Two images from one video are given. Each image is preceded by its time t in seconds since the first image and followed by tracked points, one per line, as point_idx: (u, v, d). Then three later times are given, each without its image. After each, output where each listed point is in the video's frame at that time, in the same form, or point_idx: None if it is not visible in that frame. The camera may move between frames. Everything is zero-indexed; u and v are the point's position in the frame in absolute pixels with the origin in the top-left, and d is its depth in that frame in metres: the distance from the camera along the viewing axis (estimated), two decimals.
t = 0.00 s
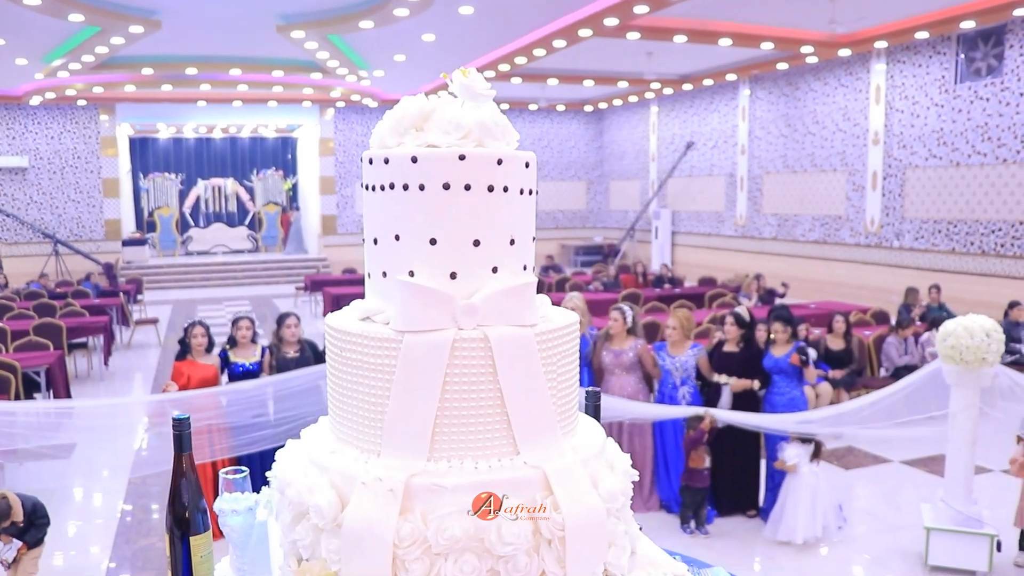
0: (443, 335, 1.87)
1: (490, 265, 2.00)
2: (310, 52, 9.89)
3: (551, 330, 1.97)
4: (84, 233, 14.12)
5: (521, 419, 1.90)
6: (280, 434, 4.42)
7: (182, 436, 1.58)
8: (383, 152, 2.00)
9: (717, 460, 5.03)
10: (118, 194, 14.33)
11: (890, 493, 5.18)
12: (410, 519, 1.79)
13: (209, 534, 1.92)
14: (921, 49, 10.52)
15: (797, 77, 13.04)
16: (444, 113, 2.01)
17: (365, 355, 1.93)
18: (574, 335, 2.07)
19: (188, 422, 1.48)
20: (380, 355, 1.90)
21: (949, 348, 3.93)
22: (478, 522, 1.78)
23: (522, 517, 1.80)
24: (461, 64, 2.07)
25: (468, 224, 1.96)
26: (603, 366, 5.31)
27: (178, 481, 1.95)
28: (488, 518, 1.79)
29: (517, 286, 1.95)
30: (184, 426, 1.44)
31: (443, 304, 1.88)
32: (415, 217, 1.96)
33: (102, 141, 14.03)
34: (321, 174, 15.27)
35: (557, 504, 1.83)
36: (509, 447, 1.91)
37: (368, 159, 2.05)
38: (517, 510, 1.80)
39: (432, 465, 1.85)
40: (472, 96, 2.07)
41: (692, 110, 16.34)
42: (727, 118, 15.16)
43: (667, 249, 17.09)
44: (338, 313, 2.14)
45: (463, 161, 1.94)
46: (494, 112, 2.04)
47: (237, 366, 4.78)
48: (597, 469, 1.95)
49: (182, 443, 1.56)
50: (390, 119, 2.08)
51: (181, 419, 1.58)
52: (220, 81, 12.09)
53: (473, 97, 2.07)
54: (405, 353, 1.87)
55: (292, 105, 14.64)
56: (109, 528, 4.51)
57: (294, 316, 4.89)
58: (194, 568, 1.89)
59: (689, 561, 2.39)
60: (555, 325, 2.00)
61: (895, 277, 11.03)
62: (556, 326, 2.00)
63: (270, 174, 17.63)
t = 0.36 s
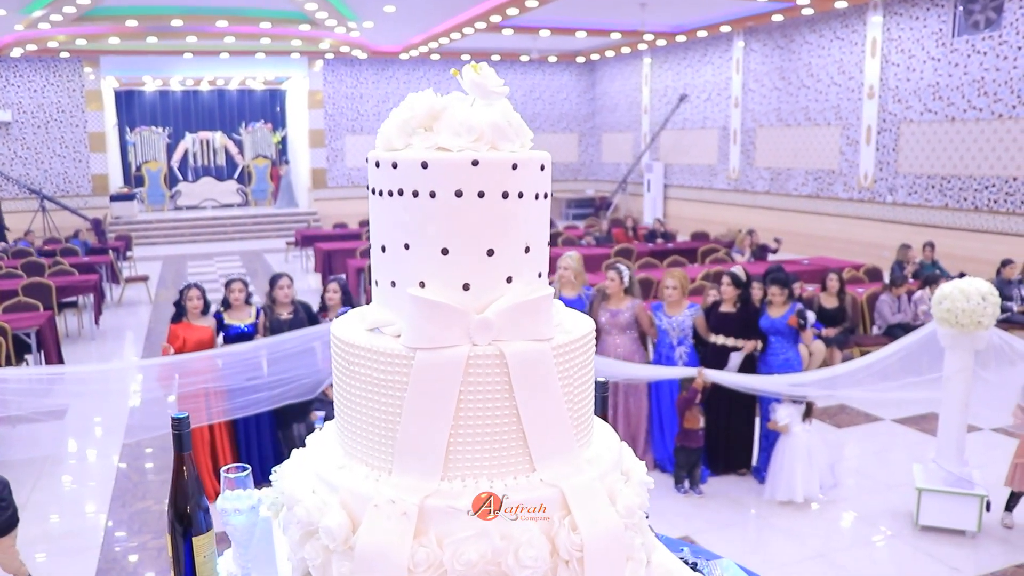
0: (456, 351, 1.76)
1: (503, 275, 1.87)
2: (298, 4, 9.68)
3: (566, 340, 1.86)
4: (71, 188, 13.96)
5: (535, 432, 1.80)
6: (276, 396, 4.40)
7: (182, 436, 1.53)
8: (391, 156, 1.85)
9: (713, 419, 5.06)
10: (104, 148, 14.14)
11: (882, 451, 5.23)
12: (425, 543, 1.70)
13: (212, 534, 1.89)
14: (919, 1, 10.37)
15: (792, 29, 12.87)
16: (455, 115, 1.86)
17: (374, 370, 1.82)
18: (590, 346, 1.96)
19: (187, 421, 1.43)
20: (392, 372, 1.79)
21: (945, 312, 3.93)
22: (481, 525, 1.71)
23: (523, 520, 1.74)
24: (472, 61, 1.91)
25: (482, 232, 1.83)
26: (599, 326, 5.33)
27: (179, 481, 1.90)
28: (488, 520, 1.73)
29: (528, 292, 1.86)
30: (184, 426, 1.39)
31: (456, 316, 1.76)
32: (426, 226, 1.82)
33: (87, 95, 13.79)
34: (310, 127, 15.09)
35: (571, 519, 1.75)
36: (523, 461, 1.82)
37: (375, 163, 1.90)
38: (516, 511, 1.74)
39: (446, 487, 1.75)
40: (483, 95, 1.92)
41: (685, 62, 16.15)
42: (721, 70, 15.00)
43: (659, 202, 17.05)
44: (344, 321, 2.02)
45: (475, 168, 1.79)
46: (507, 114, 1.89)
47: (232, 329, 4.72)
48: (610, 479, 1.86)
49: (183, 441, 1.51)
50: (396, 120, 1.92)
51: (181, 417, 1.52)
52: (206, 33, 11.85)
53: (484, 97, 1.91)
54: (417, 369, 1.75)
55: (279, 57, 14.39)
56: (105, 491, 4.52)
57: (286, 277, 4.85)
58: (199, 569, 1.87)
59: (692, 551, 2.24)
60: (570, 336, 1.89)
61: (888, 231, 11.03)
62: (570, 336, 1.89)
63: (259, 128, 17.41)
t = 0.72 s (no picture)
0: (461, 361, 1.58)
1: (509, 282, 1.67)
2: None
3: (577, 346, 1.69)
4: (46, 141, 13.71)
5: (545, 442, 1.63)
6: (268, 354, 4.40)
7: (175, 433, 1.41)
8: (391, 158, 1.64)
9: (704, 376, 5.11)
10: (79, 100, 13.86)
11: (864, 405, 5.29)
12: (434, 563, 1.54)
13: (209, 529, 1.84)
14: None
15: None
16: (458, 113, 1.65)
17: (374, 385, 1.64)
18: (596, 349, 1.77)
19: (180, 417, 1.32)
20: (393, 384, 1.61)
21: (931, 270, 3.94)
22: (480, 527, 1.58)
23: (525, 520, 1.59)
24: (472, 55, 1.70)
25: (489, 239, 1.63)
26: (594, 282, 5.30)
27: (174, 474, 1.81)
28: (489, 520, 1.59)
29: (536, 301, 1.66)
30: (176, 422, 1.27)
31: (462, 325, 1.57)
32: (428, 232, 1.62)
33: (59, 45, 13.45)
34: (289, 77, 14.82)
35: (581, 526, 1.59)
36: (532, 474, 1.65)
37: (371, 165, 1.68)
38: (516, 511, 1.60)
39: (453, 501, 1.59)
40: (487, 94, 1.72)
41: (670, 9, 15.91)
42: (706, 18, 14.79)
43: (643, 152, 16.96)
44: (340, 326, 1.83)
45: (481, 173, 1.59)
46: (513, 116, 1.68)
47: (225, 289, 4.65)
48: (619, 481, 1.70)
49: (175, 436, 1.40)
50: (394, 118, 1.71)
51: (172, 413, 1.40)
52: None
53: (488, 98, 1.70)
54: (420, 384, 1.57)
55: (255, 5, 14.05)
56: (92, 453, 4.50)
57: (277, 235, 4.78)
58: (195, 564, 1.80)
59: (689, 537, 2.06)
60: (578, 342, 1.70)
61: (872, 183, 11.02)
62: (578, 341, 1.71)
63: (238, 77, 17.08)
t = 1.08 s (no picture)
0: (463, 383, 1.52)
1: (510, 299, 1.61)
2: None
3: (579, 361, 1.64)
4: (14, 101, 13.40)
5: (547, 455, 1.58)
6: (252, 321, 4.38)
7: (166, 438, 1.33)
8: (387, 174, 1.55)
9: (687, 339, 5.16)
10: (46, 58, 13.53)
11: (843, 366, 5.36)
12: None
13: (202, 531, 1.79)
14: None
15: None
16: (455, 126, 1.56)
17: (373, 404, 1.57)
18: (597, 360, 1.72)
19: (169, 420, 1.24)
20: (394, 406, 1.55)
21: (910, 236, 3.97)
22: (484, 548, 1.51)
23: (524, 520, 1.56)
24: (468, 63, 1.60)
25: (490, 257, 1.56)
26: (579, 246, 5.32)
27: (166, 476, 1.75)
28: (488, 520, 1.56)
29: (537, 318, 1.59)
30: (165, 427, 1.20)
31: (464, 345, 1.51)
32: (427, 251, 1.55)
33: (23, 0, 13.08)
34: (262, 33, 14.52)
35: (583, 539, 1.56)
36: (536, 490, 1.60)
37: (367, 179, 1.60)
38: (515, 511, 1.58)
39: (456, 521, 1.54)
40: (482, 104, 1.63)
41: None
42: None
43: (621, 108, 16.86)
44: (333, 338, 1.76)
45: (480, 191, 1.51)
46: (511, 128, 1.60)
47: (208, 255, 4.55)
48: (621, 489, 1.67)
49: (163, 440, 1.33)
50: (388, 129, 1.62)
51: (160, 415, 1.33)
52: None
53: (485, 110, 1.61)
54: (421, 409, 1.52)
55: None
56: (73, 422, 4.48)
57: (260, 201, 4.73)
58: (188, 567, 1.76)
59: (677, 524, 2.02)
60: (578, 358, 1.65)
61: (850, 141, 11.04)
62: (580, 357, 1.66)
63: (209, 33, 16.74)
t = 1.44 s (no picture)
0: (475, 406, 1.44)
1: (522, 317, 1.52)
2: None
3: (591, 377, 1.56)
4: None
5: (559, 471, 1.51)
6: (236, 294, 4.27)
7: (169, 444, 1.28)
8: (396, 193, 1.45)
9: (674, 305, 5.17)
10: (21, 18, 13.25)
11: (831, 332, 5.41)
12: None
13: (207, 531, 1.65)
14: None
15: None
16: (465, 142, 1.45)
17: (381, 421, 1.50)
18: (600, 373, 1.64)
19: (175, 427, 1.21)
20: (404, 424, 1.47)
21: (899, 205, 3.98)
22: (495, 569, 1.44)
23: (523, 523, 1.51)
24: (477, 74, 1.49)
25: (504, 276, 1.46)
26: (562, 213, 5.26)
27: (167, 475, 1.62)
28: (488, 519, 1.50)
29: (550, 337, 1.50)
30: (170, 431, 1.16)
31: (476, 366, 1.42)
32: (439, 272, 1.45)
33: None
34: None
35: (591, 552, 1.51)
36: (545, 499, 1.53)
37: (375, 196, 1.49)
38: (516, 511, 1.51)
39: (466, 539, 1.47)
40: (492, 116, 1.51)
41: None
42: None
43: (607, 69, 16.73)
44: (343, 351, 1.67)
45: (493, 213, 1.41)
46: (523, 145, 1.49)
47: (189, 225, 4.49)
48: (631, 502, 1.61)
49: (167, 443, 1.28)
50: (394, 141, 1.52)
51: (163, 419, 1.28)
52: None
53: (494, 125, 1.49)
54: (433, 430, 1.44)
55: None
56: (62, 393, 4.46)
57: (243, 169, 4.68)
58: (194, 568, 1.63)
59: (677, 512, 1.95)
60: (590, 373, 1.56)
61: (837, 103, 11.00)
62: (591, 372, 1.56)
63: None
